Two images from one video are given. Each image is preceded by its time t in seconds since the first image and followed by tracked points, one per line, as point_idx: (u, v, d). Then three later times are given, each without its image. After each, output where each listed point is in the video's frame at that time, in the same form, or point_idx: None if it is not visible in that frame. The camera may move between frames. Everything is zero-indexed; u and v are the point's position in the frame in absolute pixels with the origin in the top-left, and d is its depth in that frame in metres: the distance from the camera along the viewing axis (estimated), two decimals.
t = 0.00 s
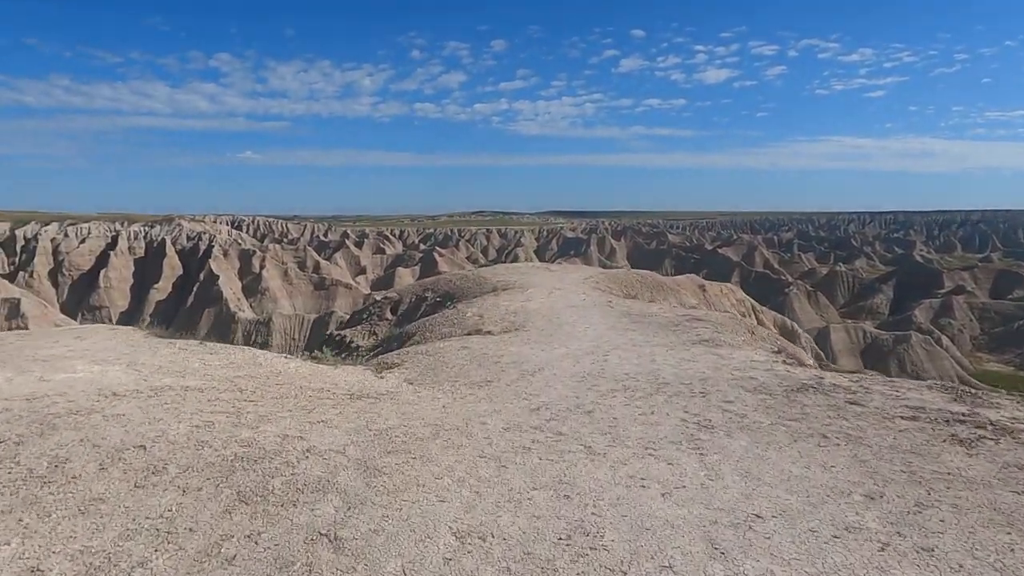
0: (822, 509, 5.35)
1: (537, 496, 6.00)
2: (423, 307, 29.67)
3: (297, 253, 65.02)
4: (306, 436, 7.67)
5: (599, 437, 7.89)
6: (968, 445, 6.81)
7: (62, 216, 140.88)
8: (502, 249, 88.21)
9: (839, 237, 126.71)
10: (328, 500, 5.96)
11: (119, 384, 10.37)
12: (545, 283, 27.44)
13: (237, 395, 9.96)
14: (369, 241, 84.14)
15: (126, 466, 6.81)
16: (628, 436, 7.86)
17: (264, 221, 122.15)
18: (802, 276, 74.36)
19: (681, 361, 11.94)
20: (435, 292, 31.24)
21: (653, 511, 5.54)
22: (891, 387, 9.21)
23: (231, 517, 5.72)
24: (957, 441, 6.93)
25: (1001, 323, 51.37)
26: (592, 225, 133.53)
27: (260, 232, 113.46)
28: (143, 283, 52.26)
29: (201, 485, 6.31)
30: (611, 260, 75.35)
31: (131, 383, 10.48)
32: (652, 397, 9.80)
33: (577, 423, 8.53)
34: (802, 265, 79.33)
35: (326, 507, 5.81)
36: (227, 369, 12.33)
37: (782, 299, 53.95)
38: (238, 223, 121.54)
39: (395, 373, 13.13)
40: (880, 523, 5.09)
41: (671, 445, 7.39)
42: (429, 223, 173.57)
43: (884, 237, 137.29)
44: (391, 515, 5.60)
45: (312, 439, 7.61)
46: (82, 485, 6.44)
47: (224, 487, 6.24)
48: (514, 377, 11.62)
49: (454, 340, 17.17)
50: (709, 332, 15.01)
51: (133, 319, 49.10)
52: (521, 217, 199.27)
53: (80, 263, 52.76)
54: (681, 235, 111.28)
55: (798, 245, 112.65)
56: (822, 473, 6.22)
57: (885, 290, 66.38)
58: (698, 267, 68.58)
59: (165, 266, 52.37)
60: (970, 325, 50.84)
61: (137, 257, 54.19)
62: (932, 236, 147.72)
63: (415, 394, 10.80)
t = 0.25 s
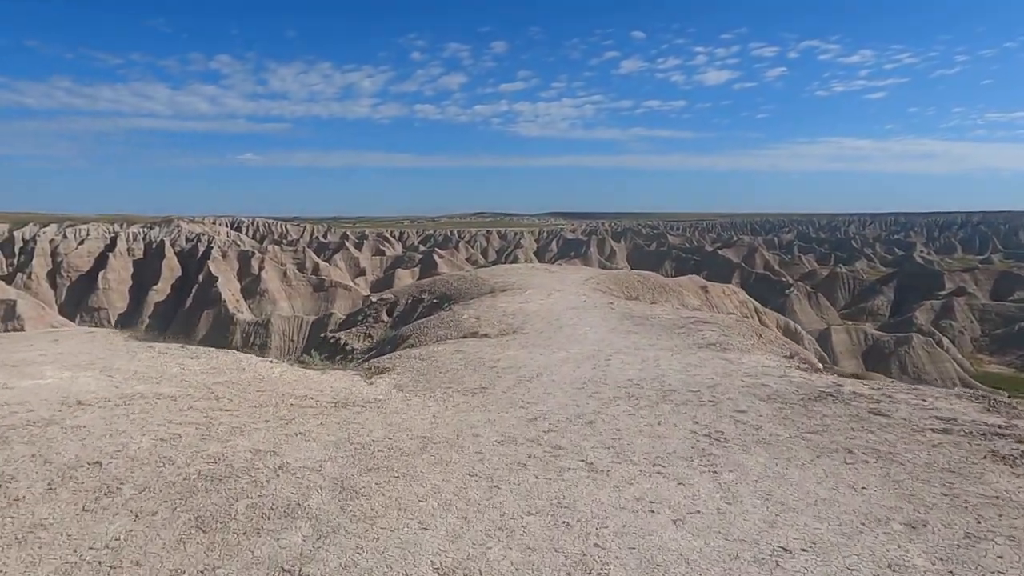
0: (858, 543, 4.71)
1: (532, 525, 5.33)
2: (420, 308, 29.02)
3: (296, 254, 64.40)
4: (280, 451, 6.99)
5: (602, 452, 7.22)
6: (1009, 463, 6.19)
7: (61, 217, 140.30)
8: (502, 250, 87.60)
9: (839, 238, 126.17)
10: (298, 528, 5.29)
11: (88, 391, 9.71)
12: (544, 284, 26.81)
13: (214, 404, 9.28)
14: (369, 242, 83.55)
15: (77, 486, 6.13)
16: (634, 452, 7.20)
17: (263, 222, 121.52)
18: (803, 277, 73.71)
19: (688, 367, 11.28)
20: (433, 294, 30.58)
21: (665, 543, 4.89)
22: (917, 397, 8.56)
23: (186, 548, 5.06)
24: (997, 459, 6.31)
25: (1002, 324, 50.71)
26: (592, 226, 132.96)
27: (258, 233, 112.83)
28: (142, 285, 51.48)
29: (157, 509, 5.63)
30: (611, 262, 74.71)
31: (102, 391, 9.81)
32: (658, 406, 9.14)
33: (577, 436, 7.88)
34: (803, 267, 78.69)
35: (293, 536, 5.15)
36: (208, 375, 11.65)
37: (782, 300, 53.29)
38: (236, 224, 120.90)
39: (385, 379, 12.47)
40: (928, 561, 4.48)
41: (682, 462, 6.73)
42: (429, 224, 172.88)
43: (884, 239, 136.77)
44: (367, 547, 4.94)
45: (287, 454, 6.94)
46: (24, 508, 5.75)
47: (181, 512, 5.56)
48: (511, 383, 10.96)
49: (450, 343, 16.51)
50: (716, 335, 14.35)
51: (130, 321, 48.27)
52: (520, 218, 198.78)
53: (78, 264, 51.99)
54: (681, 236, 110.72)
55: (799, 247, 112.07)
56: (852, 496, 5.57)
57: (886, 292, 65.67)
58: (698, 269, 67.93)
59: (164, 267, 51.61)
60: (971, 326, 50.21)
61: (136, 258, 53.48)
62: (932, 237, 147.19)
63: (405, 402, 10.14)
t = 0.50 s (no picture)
0: None
1: (509, 575, 4.59)
2: (408, 311, 28.25)
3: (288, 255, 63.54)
4: (231, 478, 6.20)
5: (593, 476, 6.50)
6: None
7: (50, 217, 138.71)
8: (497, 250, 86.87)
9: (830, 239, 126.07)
10: None
11: (35, 405, 8.91)
12: (536, 286, 26.12)
13: (170, 420, 8.50)
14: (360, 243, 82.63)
15: None
16: (629, 476, 6.47)
17: (252, 222, 120.38)
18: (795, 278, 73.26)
19: (685, 375, 10.59)
20: (421, 296, 29.81)
21: None
22: (935, 410, 7.87)
23: None
24: None
25: (992, 324, 50.33)
26: (584, 227, 132.54)
27: (247, 234, 111.70)
28: (131, 287, 50.20)
29: (78, 554, 4.87)
30: (603, 263, 74.09)
31: (51, 405, 9.01)
32: (654, 420, 8.43)
33: (566, 456, 7.16)
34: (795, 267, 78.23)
35: None
36: (173, 385, 10.86)
37: (773, 300, 52.79)
38: (226, 225, 119.73)
39: (363, 389, 11.72)
40: None
41: (682, 489, 6.02)
42: (422, 225, 171.89)
43: (875, 239, 136.77)
44: None
45: (238, 482, 6.16)
46: None
47: (103, 556, 4.80)
48: (496, 394, 10.24)
49: (436, 349, 15.80)
50: (714, 341, 13.66)
51: (118, 325, 46.93)
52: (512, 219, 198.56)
53: (67, 265, 50.77)
54: (674, 237, 110.30)
55: (791, 247, 111.78)
56: (877, 534, 4.91)
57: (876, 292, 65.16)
58: (691, 269, 67.33)
59: (153, 269, 50.35)
60: (961, 326, 49.81)
61: (126, 259, 52.21)
62: (922, 237, 147.41)
63: (382, 415, 9.39)
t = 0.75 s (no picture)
0: None
1: None
2: (399, 315, 27.47)
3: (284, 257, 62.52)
4: (177, 507, 5.45)
5: (588, 503, 5.78)
6: None
7: (41, 220, 137.39)
8: (491, 253, 86.18)
9: (824, 241, 125.73)
10: None
11: None
12: (529, 288, 25.44)
13: (124, 436, 7.74)
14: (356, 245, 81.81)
15: None
16: (630, 501, 5.75)
17: (245, 224, 119.32)
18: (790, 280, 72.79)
19: (687, 384, 9.88)
20: (411, 299, 29.09)
21: None
22: (963, 424, 7.19)
23: None
24: None
25: (985, 326, 49.95)
26: (578, 229, 131.93)
27: (240, 236, 110.70)
28: (122, 291, 48.65)
29: None
30: (598, 265, 73.51)
31: None
32: (655, 435, 7.71)
33: (559, 478, 6.44)
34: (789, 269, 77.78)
35: None
36: (137, 395, 10.10)
37: (768, 302, 52.26)
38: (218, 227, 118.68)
39: (342, 399, 10.98)
40: None
41: (689, 518, 5.31)
42: (417, 227, 171.26)
43: (869, 241, 136.56)
44: None
45: (186, 513, 5.42)
46: None
47: None
48: (483, 405, 9.50)
49: (423, 354, 15.10)
50: (715, 346, 12.95)
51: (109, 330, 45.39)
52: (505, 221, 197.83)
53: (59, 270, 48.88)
54: (668, 239, 109.77)
55: (785, 249, 111.40)
56: None
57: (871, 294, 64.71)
58: (686, 271, 66.71)
59: (145, 272, 48.77)
60: (954, 328, 49.38)
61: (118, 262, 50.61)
62: (916, 239, 147.36)
63: (359, 429, 8.64)
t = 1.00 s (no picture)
0: None
1: None
2: (380, 314, 26.70)
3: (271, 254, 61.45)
4: (87, 547, 4.74)
5: (561, 533, 5.12)
6: None
7: (23, 218, 135.04)
8: (481, 250, 85.40)
9: (813, 238, 125.66)
10: None
11: None
12: (514, 286, 24.76)
13: (53, 453, 7.01)
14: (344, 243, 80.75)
15: None
16: (610, 530, 5.12)
17: (230, 221, 117.94)
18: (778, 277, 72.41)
19: (674, 391, 9.25)
20: (394, 297, 28.30)
21: None
22: (974, 436, 6.58)
23: None
24: None
25: (971, 322, 49.71)
26: (566, 227, 131.34)
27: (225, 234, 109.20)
28: (108, 289, 46.41)
29: None
30: (587, 262, 72.91)
31: None
32: (639, 449, 7.07)
33: (531, 502, 5.77)
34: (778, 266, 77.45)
35: None
36: (82, 405, 9.33)
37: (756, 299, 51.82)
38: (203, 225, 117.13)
39: (306, 408, 10.25)
40: None
41: (677, 555, 4.67)
42: (407, 225, 169.70)
43: (856, 238, 136.72)
44: None
45: (96, 554, 4.71)
46: None
47: None
48: (456, 415, 8.82)
49: (399, 356, 14.39)
50: (704, 348, 12.30)
51: (93, 329, 43.20)
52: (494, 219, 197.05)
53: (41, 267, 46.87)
54: (657, 236, 109.33)
55: (774, 247, 111.22)
56: None
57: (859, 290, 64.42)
58: (675, 268, 66.19)
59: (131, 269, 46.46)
60: (941, 324, 49.10)
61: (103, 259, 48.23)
62: (903, 236, 147.70)
63: (318, 443, 7.95)
